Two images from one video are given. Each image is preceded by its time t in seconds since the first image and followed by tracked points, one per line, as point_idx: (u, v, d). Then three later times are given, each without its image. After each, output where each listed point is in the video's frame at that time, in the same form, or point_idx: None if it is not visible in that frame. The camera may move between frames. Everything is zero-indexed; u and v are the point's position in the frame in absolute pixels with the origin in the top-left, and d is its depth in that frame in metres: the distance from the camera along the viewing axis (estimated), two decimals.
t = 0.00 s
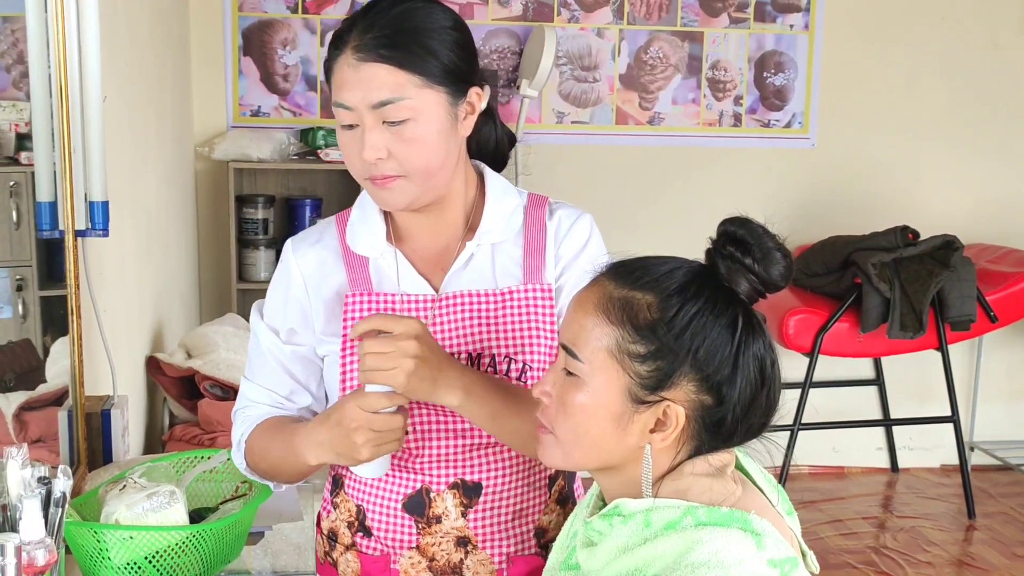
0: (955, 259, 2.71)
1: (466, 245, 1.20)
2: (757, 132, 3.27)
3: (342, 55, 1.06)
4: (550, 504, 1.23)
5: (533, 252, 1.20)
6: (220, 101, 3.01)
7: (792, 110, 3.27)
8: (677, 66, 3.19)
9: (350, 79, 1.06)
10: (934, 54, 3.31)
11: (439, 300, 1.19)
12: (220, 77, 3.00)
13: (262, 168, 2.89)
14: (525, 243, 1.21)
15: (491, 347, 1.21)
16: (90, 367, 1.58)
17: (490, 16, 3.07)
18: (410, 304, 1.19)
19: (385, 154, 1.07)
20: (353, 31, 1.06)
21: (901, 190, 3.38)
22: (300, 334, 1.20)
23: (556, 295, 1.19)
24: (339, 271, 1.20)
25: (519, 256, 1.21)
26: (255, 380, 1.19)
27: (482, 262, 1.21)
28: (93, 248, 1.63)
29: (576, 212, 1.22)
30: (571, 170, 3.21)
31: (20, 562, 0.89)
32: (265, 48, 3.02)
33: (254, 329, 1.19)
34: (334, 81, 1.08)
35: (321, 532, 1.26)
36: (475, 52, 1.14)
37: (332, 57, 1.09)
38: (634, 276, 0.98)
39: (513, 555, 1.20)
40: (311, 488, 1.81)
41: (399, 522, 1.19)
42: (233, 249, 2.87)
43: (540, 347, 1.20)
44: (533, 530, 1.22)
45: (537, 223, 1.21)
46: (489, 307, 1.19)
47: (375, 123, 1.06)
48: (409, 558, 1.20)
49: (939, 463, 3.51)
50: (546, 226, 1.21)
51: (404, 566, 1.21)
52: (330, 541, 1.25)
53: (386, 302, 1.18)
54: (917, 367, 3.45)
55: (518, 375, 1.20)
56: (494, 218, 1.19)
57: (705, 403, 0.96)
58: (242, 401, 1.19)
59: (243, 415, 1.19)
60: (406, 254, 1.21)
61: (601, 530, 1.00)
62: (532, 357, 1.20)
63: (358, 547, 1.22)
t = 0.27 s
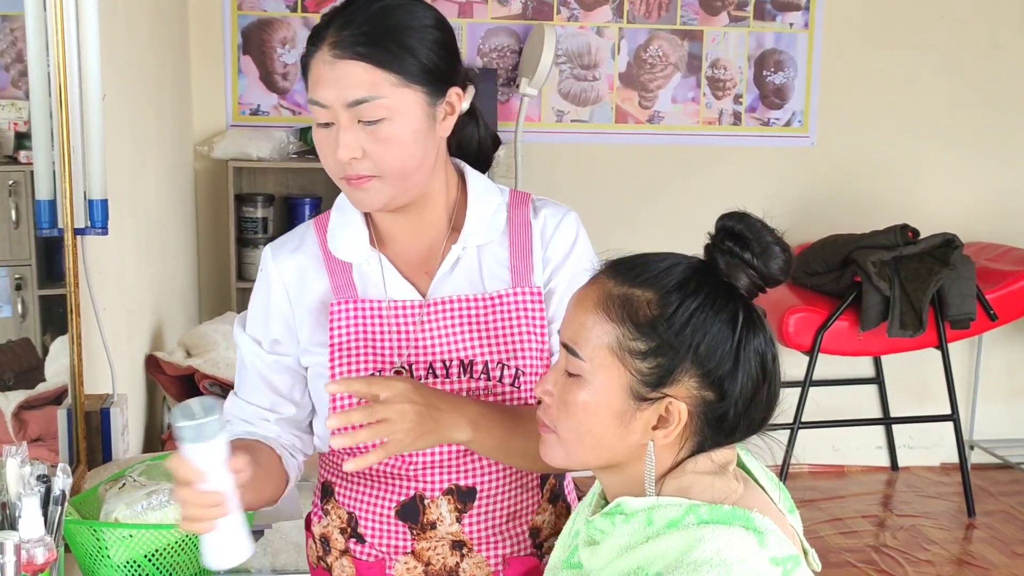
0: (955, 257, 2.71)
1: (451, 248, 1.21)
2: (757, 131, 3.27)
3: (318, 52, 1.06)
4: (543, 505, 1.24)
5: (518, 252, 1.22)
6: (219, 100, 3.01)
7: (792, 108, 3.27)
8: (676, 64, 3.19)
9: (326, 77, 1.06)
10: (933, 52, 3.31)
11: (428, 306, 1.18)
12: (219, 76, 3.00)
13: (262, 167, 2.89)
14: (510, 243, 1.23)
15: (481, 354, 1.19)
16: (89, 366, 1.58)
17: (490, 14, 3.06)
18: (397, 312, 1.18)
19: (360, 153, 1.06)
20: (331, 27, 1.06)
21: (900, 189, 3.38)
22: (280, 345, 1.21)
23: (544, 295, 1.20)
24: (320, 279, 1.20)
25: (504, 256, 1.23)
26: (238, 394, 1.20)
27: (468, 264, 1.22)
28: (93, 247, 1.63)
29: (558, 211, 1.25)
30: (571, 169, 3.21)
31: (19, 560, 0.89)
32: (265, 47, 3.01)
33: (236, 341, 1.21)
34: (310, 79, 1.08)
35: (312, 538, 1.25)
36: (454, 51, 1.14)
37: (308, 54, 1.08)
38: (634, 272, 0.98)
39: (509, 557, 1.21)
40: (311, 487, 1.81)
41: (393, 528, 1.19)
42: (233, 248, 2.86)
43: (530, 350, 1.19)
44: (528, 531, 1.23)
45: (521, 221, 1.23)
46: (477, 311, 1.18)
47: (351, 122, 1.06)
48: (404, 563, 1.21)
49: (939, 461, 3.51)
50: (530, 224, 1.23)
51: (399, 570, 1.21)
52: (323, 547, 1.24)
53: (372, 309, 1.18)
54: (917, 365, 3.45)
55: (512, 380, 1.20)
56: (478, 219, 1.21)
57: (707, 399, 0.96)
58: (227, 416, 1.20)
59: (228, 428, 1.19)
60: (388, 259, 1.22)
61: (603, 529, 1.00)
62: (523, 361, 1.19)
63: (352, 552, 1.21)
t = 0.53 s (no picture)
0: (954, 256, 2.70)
1: (442, 251, 1.22)
2: (757, 129, 3.27)
3: (298, 54, 1.06)
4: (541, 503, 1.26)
5: (511, 252, 1.23)
6: (218, 99, 3.00)
7: (792, 107, 3.26)
8: (676, 63, 3.18)
9: (306, 79, 1.05)
10: (932, 51, 3.31)
11: (425, 310, 1.19)
12: (218, 75, 2.99)
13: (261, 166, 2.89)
14: (502, 243, 1.24)
15: (480, 356, 1.20)
16: (89, 365, 1.58)
17: (490, 13, 3.06)
18: (393, 318, 1.19)
19: (342, 157, 1.06)
20: (311, 29, 1.05)
21: (900, 188, 3.37)
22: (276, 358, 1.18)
23: (540, 294, 1.22)
24: (310, 290, 1.18)
25: (497, 256, 1.24)
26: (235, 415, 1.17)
27: (462, 267, 1.23)
28: (93, 245, 1.63)
29: (545, 208, 1.26)
30: (570, 168, 3.20)
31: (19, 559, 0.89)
32: (264, 46, 3.01)
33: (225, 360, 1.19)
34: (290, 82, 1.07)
35: (309, 542, 1.25)
36: (436, 53, 1.14)
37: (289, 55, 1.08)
38: (631, 271, 0.98)
39: (509, 556, 1.23)
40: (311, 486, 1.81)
41: (392, 531, 1.19)
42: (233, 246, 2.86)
43: (530, 349, 1.21)
44: (527, 529, 1.25)
45: (508, 219, 1.24)
46: (474, 315, 1.20)
47: (331, 126, 1.06)
48: (405, 565, 1.20)
49: (939, 460, 3.51)
50: (521, 223, 1.24)
51: (400, 572, 1.20)
52: (321, 549, 1.23)
53: (369, 317, 1.18)
54: (917, 364, 3.45)
55: (514, 380, 1.21)
56: (468, 222, 1.23)
57: (709, 395, 0.95)
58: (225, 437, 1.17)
59: (228, 451, 1.16)
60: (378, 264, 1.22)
61: (605, 528, 1.00)
62: (524, 360, 1.20)
63: (350, 555, 1.21)
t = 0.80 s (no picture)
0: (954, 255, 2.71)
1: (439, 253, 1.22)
2: (756, 129, 3.27)
3: (292, 57, 1.05)
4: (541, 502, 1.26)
5: (510, 252, 1.23)
6: (217, 99, 3.00)
7: (791, 106, 3.26)
8: (676, 62, 3.18)
9: (300, 84, 1.05)
10: (932, 51, 3.31)
11: (424, 311, 1.19)
12: (217, 75, 2.99)
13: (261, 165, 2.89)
14: (500, 242, 1.24)
15: (481, 355, 1.20)
16: (88, 366, 1.58)
17: (489, 12, 3.06)
18: (392, 319, 1.18)
19: (337, 161, 1.06)
20: (304, 32, 1.05)
21: (900, 187, 3.37)
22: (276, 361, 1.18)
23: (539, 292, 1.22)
24: (308, 293, 1.18)
25: (495, 256, 1.24)
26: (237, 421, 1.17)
27: (461, 267, 1.23)
28: (92, 246, 1.63)
29: (543, 206, 1.26)
30: (569, 168, 3.20)
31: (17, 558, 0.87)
32: (263, 46, 3.01)
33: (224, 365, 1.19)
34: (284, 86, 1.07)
35: (309, 543, 1.25)
36: (429, 54, 1.14)
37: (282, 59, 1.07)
38: (625, 271, 0.98)
39: (510, 556, 1.23)
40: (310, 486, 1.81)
41: (393, 532, 1.19)
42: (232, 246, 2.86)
43: (529, 346, 1.21)
44: (527, 529, 1.25)
45: (505, 217, 1.24)
46: (472, 314, 1.20)
47: (326, 130, 1.06)
48: (406, 565, 1.20)
49: (939, 459, 3.51)
50: (518, 222, 1.24)
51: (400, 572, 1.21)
52: (321, 549, 1.23)
53: (368, 320, 1.18)
54: (916, 364, 3.45)
55: (515, 378, 1.21)
56: (465, 223, 1.23)
57: (705, 395, 0.95)
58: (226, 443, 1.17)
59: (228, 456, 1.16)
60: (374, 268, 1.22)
61: (604, 529, 1.00)
62: (525, 358, 1.21)
63: (351, 556, 1.21)
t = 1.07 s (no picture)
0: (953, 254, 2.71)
1: (440, 250, 1.22)
2: (756, 128, 3.26)
3: (298, 58, 1.05)
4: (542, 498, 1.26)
5: (510, 247, 1.25)
6: (216, 98, 3.00)
7: (790, 105, 3.26)
8: (674, 61, 3.18)
9: (310, 83, 1.05)
10: (931, 50, 3.31)
11: (426, 307, 1.19)
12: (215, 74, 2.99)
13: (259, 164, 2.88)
14: (499, 238, 1.25)
15: (486, 351, 1.20)
16: (86, 366, 1.57)
17: (488, 12, 3.05)
18: (396, 317, 1.18)
19: (347, 159, 1.06)
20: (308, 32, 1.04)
21: (899, 186, 3.37)
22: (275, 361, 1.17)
23: (540, 285, 1.23)
24: (309, 291, 1.18)
25: (495, 251, 1.25)
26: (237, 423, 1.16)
27: (462, 264, 1.24)
28: (90, 245, 1.63)
29: (540, 202, 1.28)
30: (568, 167, 3.20)
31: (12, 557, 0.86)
32: (262, 45, 3.01)
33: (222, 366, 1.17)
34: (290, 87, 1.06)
35: (310, 543, 1.25)
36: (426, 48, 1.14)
37: (285, 61, 1.06)
38: (621, 269, 0.98)
39: (514, 552, 1.23)
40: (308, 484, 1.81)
41: (398, 530, 1.19)
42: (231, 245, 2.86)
43: (532, 340, 1.22)
44: (530, 524, 1.25)
45: (505, 213, 1.26)
46: (478, 309, 1.20)
47: (335, 129, 1.06)
48: (410, 563, 1.21)
49: (938, 458, 3.51)
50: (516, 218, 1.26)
51: (405, 570, 1.21)
52: (323, 550, 1.23)
53: (371, 317, 1.18)
54: (916, 363, 3.45)
55: (519, 373, 1.21)
56: (464, 220, 1.24)
57: (701, 392, 0.95)
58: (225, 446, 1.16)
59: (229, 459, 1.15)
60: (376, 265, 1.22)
61: (601, 527, 0.99)
62: (529, 353, 1.22)
63: (355, 555, 1.21)
